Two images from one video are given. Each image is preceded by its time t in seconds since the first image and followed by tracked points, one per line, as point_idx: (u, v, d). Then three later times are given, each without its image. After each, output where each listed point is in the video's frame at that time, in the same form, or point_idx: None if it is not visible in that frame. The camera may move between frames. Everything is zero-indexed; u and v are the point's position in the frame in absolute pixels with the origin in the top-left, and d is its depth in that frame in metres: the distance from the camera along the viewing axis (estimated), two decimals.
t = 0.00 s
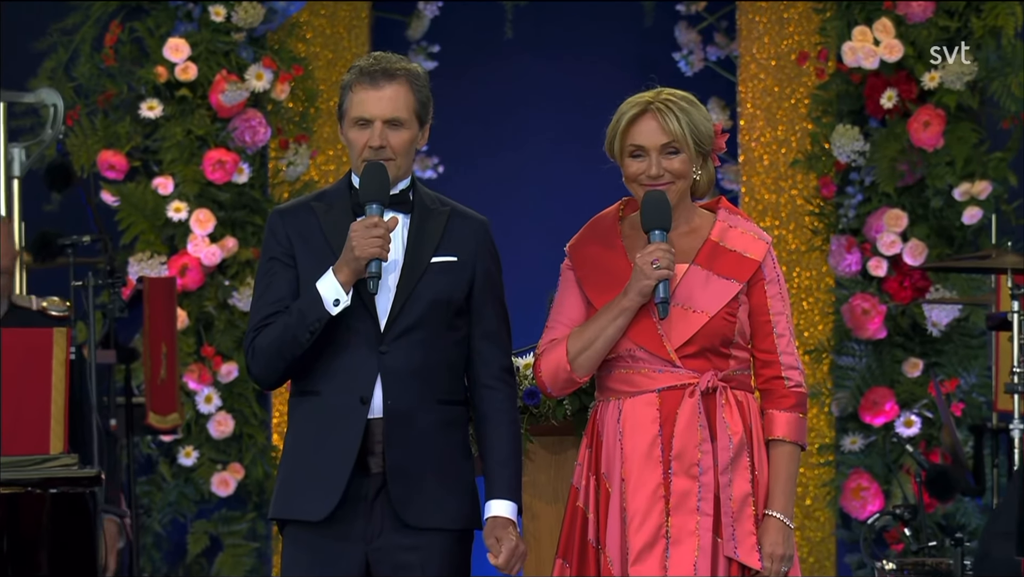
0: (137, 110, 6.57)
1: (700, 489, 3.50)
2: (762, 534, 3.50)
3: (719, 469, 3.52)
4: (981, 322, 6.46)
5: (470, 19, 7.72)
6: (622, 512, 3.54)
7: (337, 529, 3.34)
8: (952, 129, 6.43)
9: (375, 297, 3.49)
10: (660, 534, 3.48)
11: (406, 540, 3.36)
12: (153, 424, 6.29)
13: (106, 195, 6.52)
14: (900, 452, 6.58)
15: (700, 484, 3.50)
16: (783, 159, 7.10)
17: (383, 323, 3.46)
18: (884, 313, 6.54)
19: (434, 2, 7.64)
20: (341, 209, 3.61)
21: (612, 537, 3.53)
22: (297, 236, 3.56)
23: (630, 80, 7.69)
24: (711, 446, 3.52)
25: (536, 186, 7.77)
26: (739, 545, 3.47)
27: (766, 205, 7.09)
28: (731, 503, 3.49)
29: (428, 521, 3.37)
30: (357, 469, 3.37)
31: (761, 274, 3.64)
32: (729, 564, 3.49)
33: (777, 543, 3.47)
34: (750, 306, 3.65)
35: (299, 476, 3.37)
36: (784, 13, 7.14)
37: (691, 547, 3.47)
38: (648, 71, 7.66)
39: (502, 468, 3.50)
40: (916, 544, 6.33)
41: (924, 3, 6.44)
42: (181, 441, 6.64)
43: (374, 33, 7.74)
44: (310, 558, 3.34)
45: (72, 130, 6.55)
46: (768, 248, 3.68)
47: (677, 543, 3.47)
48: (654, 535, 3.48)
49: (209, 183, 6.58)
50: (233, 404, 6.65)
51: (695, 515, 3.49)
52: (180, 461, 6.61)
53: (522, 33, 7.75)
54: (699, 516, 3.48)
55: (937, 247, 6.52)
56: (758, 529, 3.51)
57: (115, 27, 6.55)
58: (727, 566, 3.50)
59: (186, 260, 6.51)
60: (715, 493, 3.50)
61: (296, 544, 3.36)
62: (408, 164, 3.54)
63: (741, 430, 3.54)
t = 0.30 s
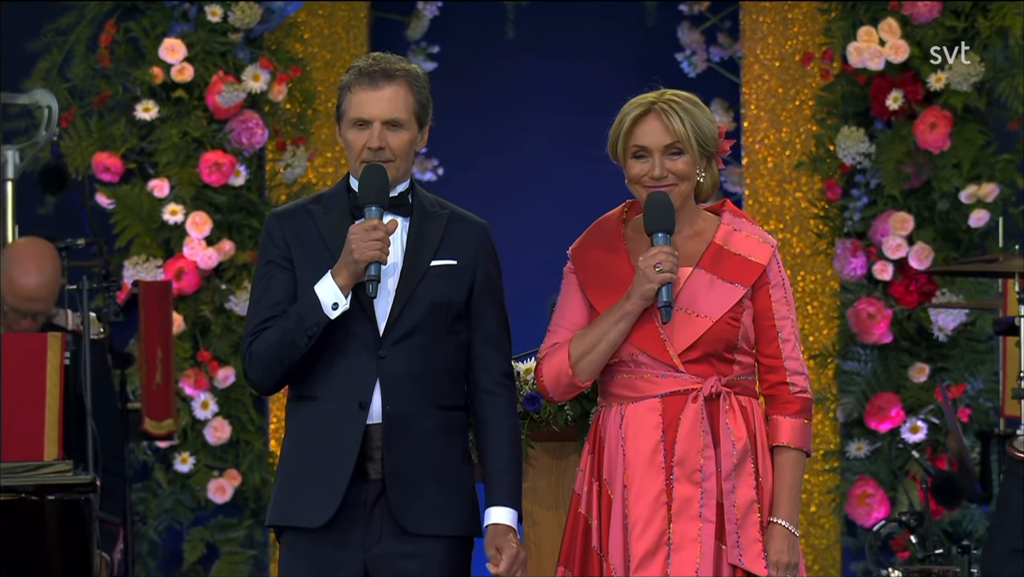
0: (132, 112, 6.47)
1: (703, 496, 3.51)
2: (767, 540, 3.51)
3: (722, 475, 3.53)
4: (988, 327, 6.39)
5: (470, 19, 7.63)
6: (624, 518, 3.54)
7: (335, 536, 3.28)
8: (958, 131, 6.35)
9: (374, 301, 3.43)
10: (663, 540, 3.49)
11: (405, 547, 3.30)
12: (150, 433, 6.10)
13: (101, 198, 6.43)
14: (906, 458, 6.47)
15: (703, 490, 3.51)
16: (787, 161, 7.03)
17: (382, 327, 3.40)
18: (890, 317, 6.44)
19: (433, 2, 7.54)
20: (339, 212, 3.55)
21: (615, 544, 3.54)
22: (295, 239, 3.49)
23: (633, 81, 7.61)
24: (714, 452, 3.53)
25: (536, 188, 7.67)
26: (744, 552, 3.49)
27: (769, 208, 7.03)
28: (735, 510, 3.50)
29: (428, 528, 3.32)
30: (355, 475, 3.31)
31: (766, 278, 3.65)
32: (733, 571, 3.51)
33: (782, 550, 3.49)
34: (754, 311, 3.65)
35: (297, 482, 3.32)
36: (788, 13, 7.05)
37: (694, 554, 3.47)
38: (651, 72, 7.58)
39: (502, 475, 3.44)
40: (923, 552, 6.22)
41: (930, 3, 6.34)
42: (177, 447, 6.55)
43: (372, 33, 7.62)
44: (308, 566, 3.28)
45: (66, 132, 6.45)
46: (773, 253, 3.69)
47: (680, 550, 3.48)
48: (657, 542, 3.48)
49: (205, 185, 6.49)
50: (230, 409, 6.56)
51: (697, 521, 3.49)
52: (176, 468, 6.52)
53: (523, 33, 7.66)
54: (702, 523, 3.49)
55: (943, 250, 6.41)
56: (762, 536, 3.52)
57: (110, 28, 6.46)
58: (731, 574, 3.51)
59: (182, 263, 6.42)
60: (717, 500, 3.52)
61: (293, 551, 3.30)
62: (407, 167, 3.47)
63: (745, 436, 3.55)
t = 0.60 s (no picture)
0: (127, 113, 6.37)
1: (708, 504, 3.41)
2: (773, 549, 3.42)
3: (728, 482, 3.43)
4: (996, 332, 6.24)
5: (470, 19, 7.53)
6: (627, 526, 3.44)
7: (333, 544, 3.28)
8: (966, 133, 6.22)
9: (374, 305, 3.42)
10: (667, 549, 3.40)
11: (406, 555, 3.30)
12: (141, 438, 6.10)
13: (95, 201, 6.33)
14: (913, 465, 6.36)
15: (709, 498, 3.41)
16: (792, 163, 6.96)
17: (382, 330, 3.38)
18: (897, 322, 6.34)
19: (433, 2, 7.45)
20: (338, 215, 3.51)
21: (617, 552, 3.44)
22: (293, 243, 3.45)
23: (635, 82, 7.51)
24: (719, 459, 3.43)
25: (536, 191, 7.57)
26: (750, 561, 3.39)
27: (774, 210, 6.95)
28: (741, 518, 3.41)
29: (427, 535, 3.30)
30: (354, 482, 3.30)
31: (773, 283, 3.55)
32: None
33: (788, 559, 3.39)
34: (761, 316, 3.56)
35: (296, 488, 3.30)
36: (793, 13, 6.97)
37: (699, 562, 3.39)
38: (654, 73, 7.48)
39: (502, 482, 3.41)
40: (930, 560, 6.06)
41: (938, 3, 6.24)
42: (172, 454, 6.43)
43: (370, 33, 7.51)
44: (306, 572, 3.28)
45: (60, 134, 6.36)
46: (780, 257, 3.59)
47: (685, 558, 3.39)
48: (661, 550, 3.39)
49: (201, 188, 6.39)
50: (226, 416, 6.46)
51: (703, 530, 3.40)
52: (171, 475, 6.41)
53: (524, 34, 7.57)
54: (707, 531, 3.40)
55: (951, 254, 6.32)
56: (768, 545, 3.43)
57: (104, 27, 6.36)
58: None
59: (178, 267, 6.32)
60: (724, 507, 3.41)
61: (291, 558, 3.30)
62: (406, 168, 3.46)
63: (751, 443, 3.45)
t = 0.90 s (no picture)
0: (123, 114, 6.29)
1: (713, 510, 3.33)
2: (779, 557, 3.33)
3: (734, 488, 3.35)
4: (1003, 335, 6.16)
5: (471, 19, 7.46)
6: (630, 532, 3.36)
7: (332, 550, 3.20)
8: (972, 134, 6.13)
9: (374, 308, 3.34)
10: (670, 555, 3.32)
11: (406, 561, 3.22)
12: (134, 442, 5.99)
13: (89, 203, 6.24)
14: (919, 470, 6.28)
15: (714, 505, 3.33)
16: (797, 164, 6.88)
17: (382, 334, 3.31)
18: (903, 325, 6.26)
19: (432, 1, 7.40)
20: (336, 216, 3.43)
21: (619, 558, 3.36)
22: (291, 244, 3.38)
23: (637, 83, 7.42)
24: (725, 465, 3.35)
25: (537, 192, 7.49)
26: (755, 569, 3.31)
27: (778, 213, 6.87)
28: (746, 525, 3.33)
29: (428, 542, 3.22)
30: (354, 487, 3.22)
31: (778, 286, 3.46)
32: None
33: (793, 567, 3.30)
34: (766, 319, 3.46)
35: (294, 494, 3.22)
36: (797, 12, 6.92)
37: (705, 569, 3.30)
38: (657, 73, 7.40)
39: (503, 486, 3.33)
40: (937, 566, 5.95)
41: (944, 3, 6.16)
42: (168, 459, 6.36)
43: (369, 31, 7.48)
44: None
45: (54, 134, 6.27)
46: (786, 259, 3.50)
47: (690, 565, 3.31)
48: (664, 556, 3.32)
49: (197, 190, 6.31)
50: (223, 420, 6.38)
51: (709, 536, 3.31)
52: (167, 480, 6.33)
53: (525, 34, 7.49)
54: (714, 538, 3.31)
55: (958, 256, 6.22)
56: (774, 552, 3.34)
57: (99, 27, 6.28)
58: None
59: (174, 270, 6.25)
60: (729, 514, 3.33)
61: (288, 565, 3.21)
62: (407, 167, 3.37)
63: (756, 449, 3.37)
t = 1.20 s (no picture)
0: (116, 116, 6.19)
1: (715, 517, 3.24)
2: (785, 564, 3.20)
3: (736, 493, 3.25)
4: (1011, 341, 6.07)
5: (471, 20, 7.36)
6: (632, 540, 3.27)
7: (330, 563, 3.13)
8: (980, 136, 6.04)
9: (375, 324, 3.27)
10: (671, 563, 3.22)
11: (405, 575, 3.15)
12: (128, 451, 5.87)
13: (83, 206, 6.14)
14: (926, 478, 6.18)
15: (716, 511, 3.24)
16: (801, 167, 6.79)
17: (383, 346, 3.24)
18: (910, 331, 6.16)
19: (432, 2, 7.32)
20: (335, 222, 3.36)
21: (620, 566, 3.27)
22: (289, 251, 3.30)
23: (639, 84, 7.32)
24: (728, 471, 3.26)
25: (538, 194, 7.39)
26: None
27: (782, 216, 6.77)
28: (749, 531, 3.22)
29: (428, 554, 3.15)
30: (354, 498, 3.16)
31: (783, 287, 3.35)
32: None
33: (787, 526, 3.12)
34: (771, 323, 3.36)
35: (290, 506, 3.16)
36: (803, 13, 6.81)
37: None
38: (660, 74, 7.30)
39: (502, 497, 3.23)
40: None
41: (951, 3, 6.06)
42: (162, 467, 6.25)
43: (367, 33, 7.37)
44: None
45: (47, 137, 6.17)
46: (792, 262, 3.40)
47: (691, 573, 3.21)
48: (665, 564, 3.22)
49: (192, 193, 6.21)
50: (218, 427, 6.28)
51: (709, 544, 3.22)
52: (162, 488, 6.23)
53: (526, 34, 7.39)
54: (715, 545, 3.22)
55: (965, 261, 6.12)
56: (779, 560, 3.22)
57: (92, 27, 6.17)
58: None
59: (168, 274, 6.14)
60: (731, 519, 3.24)
61: None
62: (409, 180, 3.31)
63: (759, 454, 3.26)
